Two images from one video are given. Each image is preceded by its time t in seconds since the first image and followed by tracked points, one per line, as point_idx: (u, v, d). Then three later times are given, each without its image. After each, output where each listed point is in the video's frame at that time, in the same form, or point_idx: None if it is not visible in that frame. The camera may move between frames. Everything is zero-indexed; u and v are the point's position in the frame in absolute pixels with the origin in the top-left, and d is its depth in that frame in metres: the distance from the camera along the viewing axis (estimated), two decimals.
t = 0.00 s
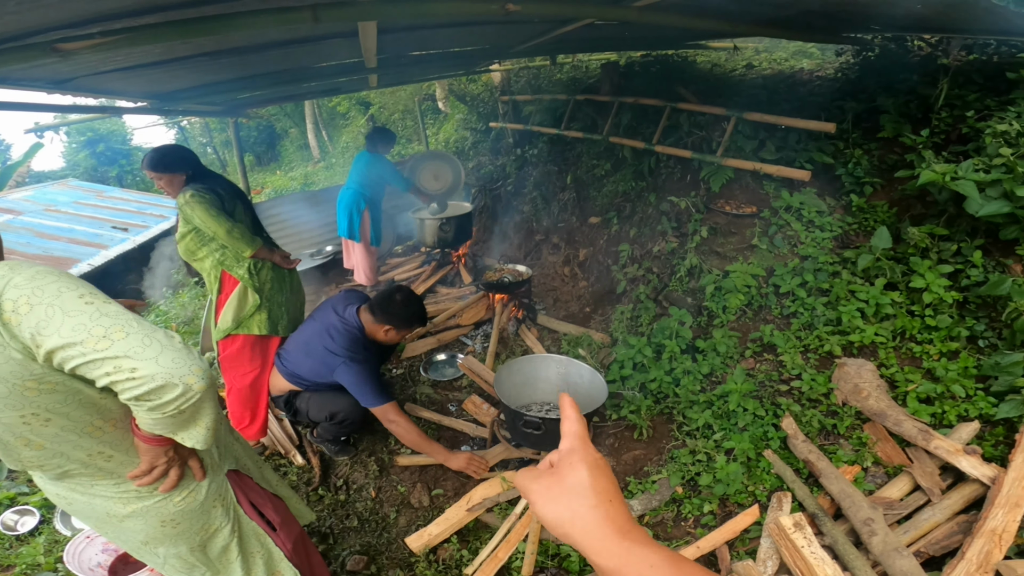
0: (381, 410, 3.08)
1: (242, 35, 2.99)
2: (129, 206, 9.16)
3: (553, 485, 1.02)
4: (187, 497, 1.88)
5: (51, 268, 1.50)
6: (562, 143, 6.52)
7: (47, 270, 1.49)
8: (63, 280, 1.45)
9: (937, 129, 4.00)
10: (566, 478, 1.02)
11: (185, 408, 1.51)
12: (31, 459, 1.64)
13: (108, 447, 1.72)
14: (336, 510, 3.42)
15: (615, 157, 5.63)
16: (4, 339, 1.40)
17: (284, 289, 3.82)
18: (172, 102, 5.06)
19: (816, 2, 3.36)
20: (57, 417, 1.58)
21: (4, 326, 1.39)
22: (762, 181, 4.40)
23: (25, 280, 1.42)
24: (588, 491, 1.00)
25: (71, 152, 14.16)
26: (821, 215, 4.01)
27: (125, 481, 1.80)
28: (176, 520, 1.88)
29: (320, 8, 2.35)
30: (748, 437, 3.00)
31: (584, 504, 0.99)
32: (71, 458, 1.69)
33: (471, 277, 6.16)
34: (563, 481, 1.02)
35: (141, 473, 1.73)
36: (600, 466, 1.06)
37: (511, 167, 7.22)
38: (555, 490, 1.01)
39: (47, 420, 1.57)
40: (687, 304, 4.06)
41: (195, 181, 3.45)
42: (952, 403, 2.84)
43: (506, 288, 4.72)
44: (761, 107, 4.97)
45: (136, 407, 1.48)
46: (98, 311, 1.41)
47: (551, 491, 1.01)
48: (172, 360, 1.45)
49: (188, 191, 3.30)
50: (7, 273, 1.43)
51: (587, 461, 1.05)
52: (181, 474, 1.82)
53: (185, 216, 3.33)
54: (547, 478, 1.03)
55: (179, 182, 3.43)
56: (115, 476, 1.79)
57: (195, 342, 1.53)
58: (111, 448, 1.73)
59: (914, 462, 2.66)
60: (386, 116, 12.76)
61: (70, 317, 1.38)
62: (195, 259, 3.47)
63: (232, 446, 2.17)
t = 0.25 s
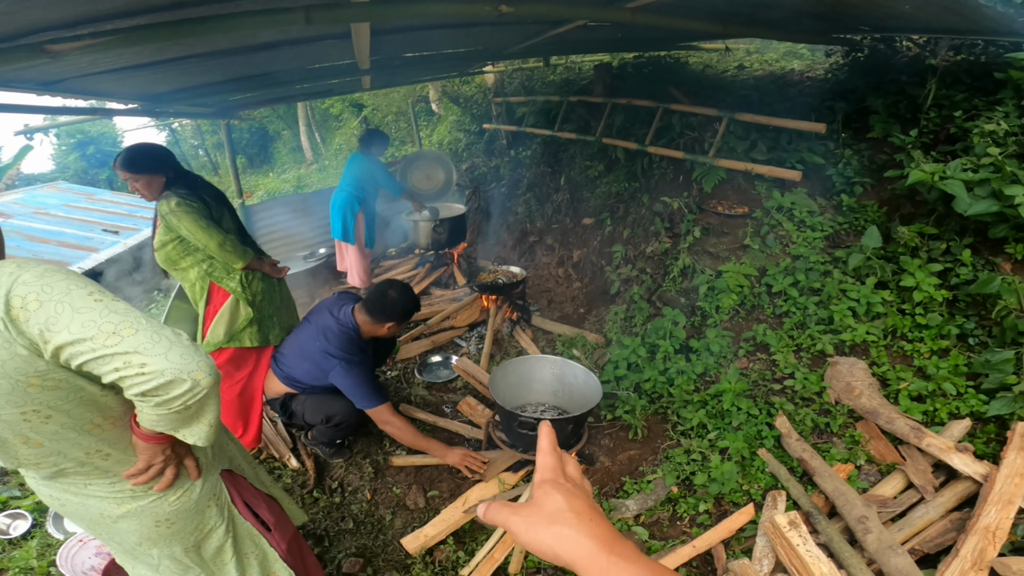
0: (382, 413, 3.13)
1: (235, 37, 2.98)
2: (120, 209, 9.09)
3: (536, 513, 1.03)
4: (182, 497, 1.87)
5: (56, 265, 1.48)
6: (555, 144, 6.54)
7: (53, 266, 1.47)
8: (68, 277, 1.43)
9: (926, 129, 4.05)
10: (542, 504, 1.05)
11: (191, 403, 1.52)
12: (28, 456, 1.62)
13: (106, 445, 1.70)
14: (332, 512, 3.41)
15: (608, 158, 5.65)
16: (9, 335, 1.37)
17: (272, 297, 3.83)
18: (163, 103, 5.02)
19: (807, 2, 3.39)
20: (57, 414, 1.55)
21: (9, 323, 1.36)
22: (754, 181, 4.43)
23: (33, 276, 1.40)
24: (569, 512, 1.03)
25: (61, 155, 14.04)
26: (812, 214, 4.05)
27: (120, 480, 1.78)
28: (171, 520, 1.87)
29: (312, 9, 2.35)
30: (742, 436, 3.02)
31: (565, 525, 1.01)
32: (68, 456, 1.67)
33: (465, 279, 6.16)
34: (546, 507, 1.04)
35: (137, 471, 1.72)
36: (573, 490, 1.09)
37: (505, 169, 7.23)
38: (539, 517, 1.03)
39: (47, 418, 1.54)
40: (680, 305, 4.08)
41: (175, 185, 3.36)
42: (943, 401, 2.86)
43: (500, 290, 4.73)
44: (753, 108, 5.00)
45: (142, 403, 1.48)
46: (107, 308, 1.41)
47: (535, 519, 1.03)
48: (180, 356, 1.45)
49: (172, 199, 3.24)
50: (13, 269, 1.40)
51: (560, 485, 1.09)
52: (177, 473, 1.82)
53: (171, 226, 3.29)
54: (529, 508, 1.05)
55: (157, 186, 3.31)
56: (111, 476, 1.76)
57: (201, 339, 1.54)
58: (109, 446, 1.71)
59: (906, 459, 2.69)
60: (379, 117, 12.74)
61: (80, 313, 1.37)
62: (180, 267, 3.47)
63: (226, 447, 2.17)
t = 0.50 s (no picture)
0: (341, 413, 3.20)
1: (230, 42, 2.98)
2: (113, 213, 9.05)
3: (549, 522, 1.06)
4: (175, 497, 1.86)
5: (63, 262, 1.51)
6: (550, 148, 6.57)
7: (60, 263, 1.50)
8: (74, 270, 1.46)
9: (915, 132, 4.10)
10: (554, 514, 1.07)
11: (190, 391, 1.51)
12: (22, 452, 1.62)
13: (101, 441, 1.70)
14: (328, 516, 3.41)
15: (603, 161, 5.68)
16: (14, 326, 1.38)
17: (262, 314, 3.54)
18: (157, 107, 5.00)
19: (798, 7, 3.43)
20: (56, 407, 1.55)
21: (15, 314, 1.37)
22: (746, 185, 4.47)
23: (40, 270, 1.42)
24: (581, 521, 1.05)
25: (53, 158, 13.95)
26: (804, 217, 4.09)
27: (113, 480, 1.77)
28: (164, 522, 1.86)
29: (308, 15, 2.35)
30: (736, 438, 3.04)
31: (575, 535, 1.03)
32: (62, 453, 1.66)
33: (459, 283, 6.16)
34: (559, 516, 1.06)
35: (130, 470, 1.71)
36: (586, 500, 1.11)
37: (499, 173, 7.25)
38: (551, 526, 1.05)
39: (45, 411, 1.54)
40: (674, 308, 4.10)
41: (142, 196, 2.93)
42: (934, 402, 2.89)
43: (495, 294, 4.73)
44: (745, 112, 5.05)
45: (142, 391, 1.48)
46: (112, 298, 1.43)
47: (547, 528, 1.05)
48: (181, 343, 1.46)
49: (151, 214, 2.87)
50: (22, 264, 1.42)
51: (573, 495, 1.11)
52: (170, 472, 1.81)
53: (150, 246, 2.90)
54: (543, 516, 1.07)
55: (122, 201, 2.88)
56: (105, 475, 1.75)
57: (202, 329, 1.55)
58: (104, 442, 1.71)
59: (898, 460, 2.71)
60: (373, 121, 12.75)
61: (86, 302, 1.39)
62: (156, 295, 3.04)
63: (218, 450, 2.17)
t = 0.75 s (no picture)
0: (319, 394, 3.31)
1: (225, 47, 2.99)
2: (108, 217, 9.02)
3: (537, 483, 0.95)
4: (152, 502, 1.84)
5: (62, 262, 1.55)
6: (544, 152, 6.61)
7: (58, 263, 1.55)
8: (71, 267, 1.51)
9: (905, 135, 4.14)
10: (542, 473, 0.96)
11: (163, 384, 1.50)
12: None
13: (79, 439, 1.68)
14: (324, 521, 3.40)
15: (597, 165, 5.72)
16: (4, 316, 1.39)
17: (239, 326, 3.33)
18: (151, 112, 5.00)
19: (789, 12, 3.47)
20: (37, 400, 1.54)
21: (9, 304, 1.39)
22: (739, 188, 4.51)
23: (39, 264, 1.46)
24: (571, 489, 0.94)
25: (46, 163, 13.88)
26: (796, 220, 4.12)
27: (89, 481, 1.76)
28: (141, 527, 1.86)
29: (303, 21, 2.36)
30: (730, 441, 3.06)
31: (563, 501, 0.93)
32: (40, 449, 1.65)
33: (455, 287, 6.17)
34: (548, 477, 0.96)
35: (106, 471, 1.70)
36: (580, 455, 0.99)
37: (494, 177, 7.28)
38: (538, 489, 0.95)
39: (26, 403, 1.53)
40: (669, 311, 4.13)
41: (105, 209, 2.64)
42: (926, 403, 2.92)
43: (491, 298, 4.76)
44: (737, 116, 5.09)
45: (117, 383, 1.48)
46: (103, 293, 1.47)
47: (534, 489, 0.95)
48: (160, 335, 1.48)
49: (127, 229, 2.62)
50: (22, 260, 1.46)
51: (565, 454, 0.98)
52: (149, 474, 1.80)
53: (130, 264, 2.63)
54: (533, 474, 0.97)
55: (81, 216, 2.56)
56: (80, 475, 1.73)
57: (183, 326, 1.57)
58: (82, 440, 1.69)
59: (891, 461, 2.73)
60: (369, 125, 12.77)
61: (77, 294, 1.43)
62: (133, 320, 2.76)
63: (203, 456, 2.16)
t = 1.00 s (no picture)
0: (322, 380, 3.44)
1: (225, 50, 3.00)
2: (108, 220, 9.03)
3: (542, 492, 1.00)
4: (116, 506, 1.85)
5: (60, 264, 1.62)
6: (544, 153, 6.62)
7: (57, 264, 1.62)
8: (63, 268, 1.57)
9: (904, 135, 4.16)
10: (547, 483, 1.01)
11: (121, 388, 1.52)
12: None
13: (49, 436, 1.70)
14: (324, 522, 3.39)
15: (597, 167, 5.73)
16: None
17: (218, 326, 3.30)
18: (151, 113, 5.02)
19: (787, 12, 3.48)
20: (9, 394, 1.56)
21: None
22: (739, 189, 4.52)
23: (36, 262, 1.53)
24: (577, 492, 0.99)
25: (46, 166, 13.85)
26: (795, 221, 4.13)
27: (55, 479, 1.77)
28: (107, 528, 1.88)
29: (302, 22, 2.37)
30: (730, 441, 3.07)
31: (570, 506, 0.97)
32: (10, 442, 1.67)
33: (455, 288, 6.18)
34: (552, 485, 1.00)
35: (72, 469, 1.71)
36: (583, 467, 1.04)
37: (494, 178, 7.29)
38: (545, 497, 0.99)
39: None
40: (669, 312, 4.13)
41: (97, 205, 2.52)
42: (926, 403, 2.92)
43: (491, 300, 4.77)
44: (736, 118, 5.11)
45: (77, 382, 1.51)
46: (85, 294, 1.52)
47: (543, 499, 0.99)
48: (124, 340, 1.51)
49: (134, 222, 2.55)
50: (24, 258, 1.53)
51: (567, 462, 1.04)
52: (114, 477, 1.80)
53: (141, 258, 2.56)
54: (539, 484, 1.02)
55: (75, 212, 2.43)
56: (45, 472, 1.74)
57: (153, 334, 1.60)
58: (52, 437, 1.71)
59: (892, 462, 2.73)
60: (369, 127, 12.79)
61: (60, 293, 1.48)
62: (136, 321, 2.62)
63: (185, 462, 2.16)
